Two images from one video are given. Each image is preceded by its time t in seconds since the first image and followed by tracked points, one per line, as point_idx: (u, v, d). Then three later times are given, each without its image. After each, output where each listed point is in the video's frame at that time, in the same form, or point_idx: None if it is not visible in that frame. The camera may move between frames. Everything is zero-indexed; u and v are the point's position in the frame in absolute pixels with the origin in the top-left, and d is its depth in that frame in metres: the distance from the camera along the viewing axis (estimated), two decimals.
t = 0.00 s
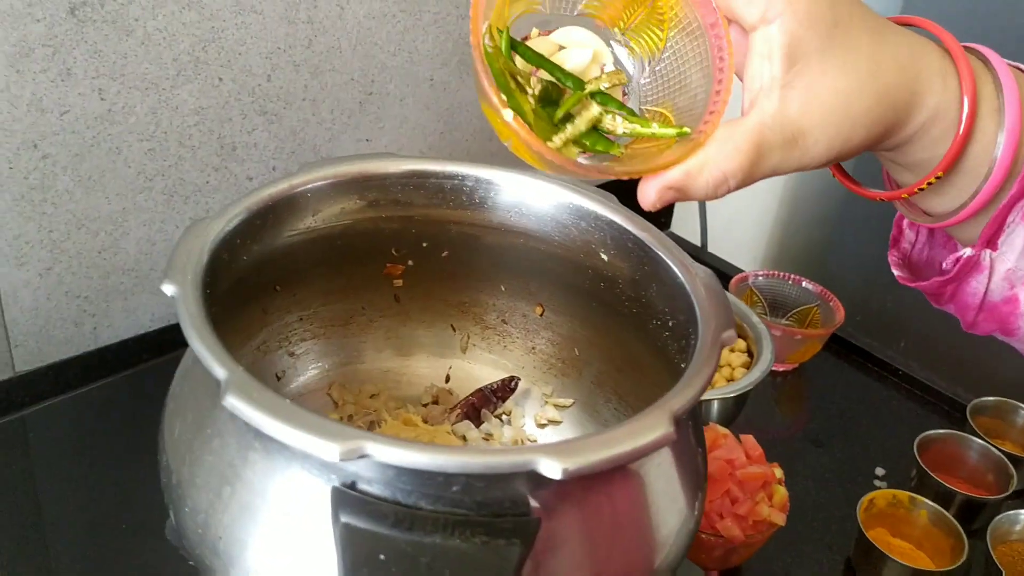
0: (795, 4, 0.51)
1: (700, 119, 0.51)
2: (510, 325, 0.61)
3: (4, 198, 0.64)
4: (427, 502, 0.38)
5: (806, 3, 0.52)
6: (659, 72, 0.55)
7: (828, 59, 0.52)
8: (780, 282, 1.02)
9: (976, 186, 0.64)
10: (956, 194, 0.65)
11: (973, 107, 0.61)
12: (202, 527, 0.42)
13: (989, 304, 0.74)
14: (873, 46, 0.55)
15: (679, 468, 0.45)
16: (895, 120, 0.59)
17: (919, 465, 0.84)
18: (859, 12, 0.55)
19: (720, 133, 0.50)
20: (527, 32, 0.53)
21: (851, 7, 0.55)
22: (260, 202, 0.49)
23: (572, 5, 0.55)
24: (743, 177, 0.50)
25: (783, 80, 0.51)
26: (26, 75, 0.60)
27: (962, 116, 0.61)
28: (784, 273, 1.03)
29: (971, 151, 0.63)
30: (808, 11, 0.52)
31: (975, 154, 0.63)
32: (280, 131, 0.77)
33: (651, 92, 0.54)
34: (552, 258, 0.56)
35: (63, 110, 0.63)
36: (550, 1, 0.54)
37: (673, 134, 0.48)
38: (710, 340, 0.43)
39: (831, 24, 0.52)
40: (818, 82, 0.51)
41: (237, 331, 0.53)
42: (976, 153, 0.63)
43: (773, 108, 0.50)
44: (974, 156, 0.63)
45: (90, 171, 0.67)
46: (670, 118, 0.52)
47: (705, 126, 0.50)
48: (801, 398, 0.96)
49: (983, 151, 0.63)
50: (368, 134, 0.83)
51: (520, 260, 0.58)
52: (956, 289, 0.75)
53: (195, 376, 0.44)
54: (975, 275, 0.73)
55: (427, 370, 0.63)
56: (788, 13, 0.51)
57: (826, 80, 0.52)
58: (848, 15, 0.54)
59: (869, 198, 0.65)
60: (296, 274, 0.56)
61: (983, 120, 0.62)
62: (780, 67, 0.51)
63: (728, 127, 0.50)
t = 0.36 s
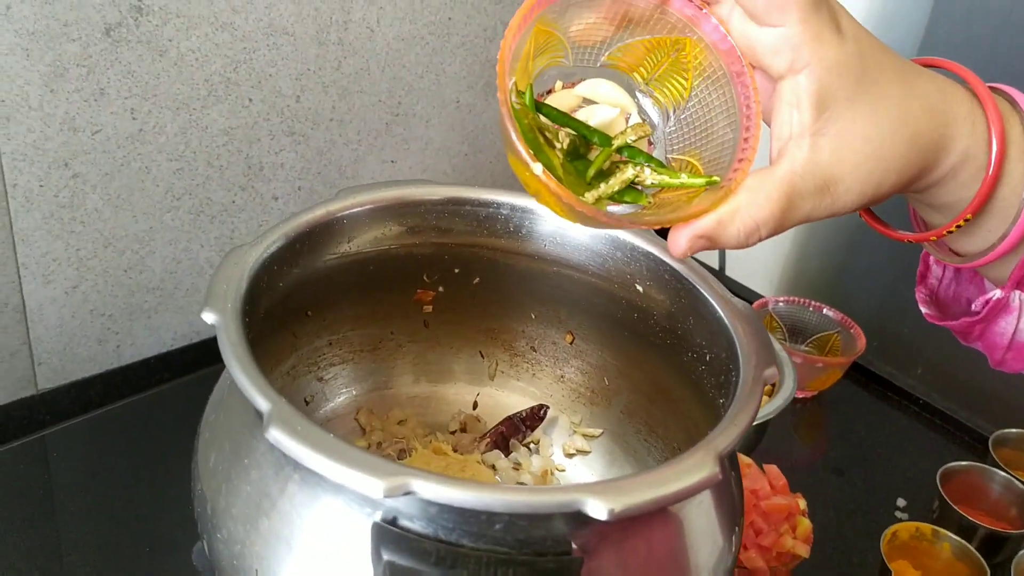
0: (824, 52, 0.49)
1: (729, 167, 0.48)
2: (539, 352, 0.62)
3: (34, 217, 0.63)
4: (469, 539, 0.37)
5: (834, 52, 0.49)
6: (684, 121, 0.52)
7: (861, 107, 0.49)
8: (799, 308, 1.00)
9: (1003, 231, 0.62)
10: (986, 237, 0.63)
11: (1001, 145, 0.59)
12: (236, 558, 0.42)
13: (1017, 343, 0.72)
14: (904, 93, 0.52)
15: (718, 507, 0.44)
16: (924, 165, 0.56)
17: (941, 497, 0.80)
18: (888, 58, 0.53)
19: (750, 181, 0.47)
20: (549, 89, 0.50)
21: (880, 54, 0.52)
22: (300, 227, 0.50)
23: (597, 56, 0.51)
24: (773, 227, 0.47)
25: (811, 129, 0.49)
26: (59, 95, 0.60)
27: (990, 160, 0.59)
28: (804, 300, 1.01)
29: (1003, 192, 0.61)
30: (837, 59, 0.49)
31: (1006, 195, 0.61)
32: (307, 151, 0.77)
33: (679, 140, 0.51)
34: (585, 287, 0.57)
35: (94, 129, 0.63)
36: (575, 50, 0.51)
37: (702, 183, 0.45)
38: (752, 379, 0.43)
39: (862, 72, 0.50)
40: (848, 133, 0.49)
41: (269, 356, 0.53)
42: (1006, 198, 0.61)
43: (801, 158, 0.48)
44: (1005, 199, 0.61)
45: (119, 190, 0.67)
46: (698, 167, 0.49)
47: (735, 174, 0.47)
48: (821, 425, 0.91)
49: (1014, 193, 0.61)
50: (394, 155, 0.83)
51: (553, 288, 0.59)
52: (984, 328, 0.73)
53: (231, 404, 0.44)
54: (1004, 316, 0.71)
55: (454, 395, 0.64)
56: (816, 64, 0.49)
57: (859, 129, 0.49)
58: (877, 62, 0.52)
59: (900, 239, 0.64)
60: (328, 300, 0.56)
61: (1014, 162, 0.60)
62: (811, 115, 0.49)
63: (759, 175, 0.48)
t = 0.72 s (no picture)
0: (820, 59, 0.43)
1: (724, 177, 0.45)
2: (546, 365, 0.62)
3: (39, 224, 0.63)
4: (474, 561, 0.37)
5: (829, 66, 0.43)
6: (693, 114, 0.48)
7: (854, 117, 0.45)
8: (809, 321, 0.99)
9: (1010, 231, 0.58)
10: (993, 233, 0.59)
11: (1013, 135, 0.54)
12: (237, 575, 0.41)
13: None
14: (902, 101, 0.48)
15: (728, 528, 0.43)
16: (924, 174, 0.52)
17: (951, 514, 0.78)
18: (889, 57, 0.48)
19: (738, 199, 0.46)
20: (552, 93, 0.48)
21: (881, 54, 0.47)
22: (306, 239, 0.49)
23: (598, 54, 0.47)
24: (762, 246, 0.46)
25: (801, 142, 0.45)
26: (65, 102, 0.60)
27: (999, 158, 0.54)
28: (813, 313, 1.00)
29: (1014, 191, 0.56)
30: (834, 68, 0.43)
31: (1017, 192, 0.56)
32: (314, 160, 0.76)
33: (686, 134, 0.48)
34: (593, 301, 0.57)
35: (101, 137, 0.63)
36: (573, 54, 0.47)
37: (696, 194, 0.44)
38: (763, 397, 0.42)
39: (861, 79, 0.45)
40: (837, 148, 0.46)
41: (272, 368, 0.52)
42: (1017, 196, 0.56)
43: (791, 172, 0.46)
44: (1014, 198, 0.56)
45: (124, 198, 0.66)
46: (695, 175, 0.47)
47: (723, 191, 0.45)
48: (829, 440, 0.90)
49: None
50: (400, 164, 0.83)
51: (561, 302, 0.58)
52: (991, 328, 0.68)
53: (235, 419, 0.44)
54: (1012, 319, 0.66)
55: (459, 409, 0.64)
56: (807, 74, 0.43)
57: (851, 143, 0.46)
58: (878, 65, 0.46)
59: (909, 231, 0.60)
60: (332, 312, 0.55)
61: None
62: (802, 132, 0.44)
63: (748, 192, 0.46)
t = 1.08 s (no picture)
0: (707, 159, 0.37)
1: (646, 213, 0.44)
2: (546, 366, 0.62)
3: (36, 223, 0.63)
4: (470, 563, 0.36)
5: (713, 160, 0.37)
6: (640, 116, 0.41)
7: (755, 191, 0.40)
8: (812, 322, 0.99)
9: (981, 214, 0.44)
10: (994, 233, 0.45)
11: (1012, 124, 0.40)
12: None
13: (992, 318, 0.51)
14: (810, 162, 0.39)
15: (728, 531, 0.43)
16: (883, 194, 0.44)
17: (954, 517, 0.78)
18: (801, 108, 0.38)
19: (664, 233, 0.45)
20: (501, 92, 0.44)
21: (784, 108, 0.38)
22: (302, 238, 0.49)
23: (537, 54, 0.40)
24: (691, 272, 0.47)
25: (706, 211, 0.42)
26: (63, 100, 0.60)
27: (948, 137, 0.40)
28: (816, 315, 1.00)
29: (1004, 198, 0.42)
30: (719, 167, 0.37)
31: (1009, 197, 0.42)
32: (313, 159, 0.76)
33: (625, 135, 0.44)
34: (593, 301, 0.56)
35: (99, 135, 0.62)
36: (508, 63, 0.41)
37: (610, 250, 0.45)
38: (764, 398, 0.42)
39: (757, 157, 0.38)
40: (750, 212, 0.41)
41: (268, 368, 0.52)
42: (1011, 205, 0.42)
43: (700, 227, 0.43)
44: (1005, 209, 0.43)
45: (122, 198, 0.66)
46: (632, 181, 0.46)
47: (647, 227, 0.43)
48: (832, 442, 0.89)
49: None
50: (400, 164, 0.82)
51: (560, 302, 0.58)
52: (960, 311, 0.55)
53: (230, 419, 0.43)
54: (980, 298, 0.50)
55: (460, 409, 0.64)
56: (693, 171, 0.37)
57: (768, 203, 0.41)
58: (779, 135, 0.38)
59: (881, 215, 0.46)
60: (329, 312, 0.55)
61: None
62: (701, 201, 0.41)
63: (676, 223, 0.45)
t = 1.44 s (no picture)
0: (698, 137, 0.32)
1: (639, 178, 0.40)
2: (545, 365, 0.62)
3: (35, 223, 0.63)
4: (466, 562, 0.36)
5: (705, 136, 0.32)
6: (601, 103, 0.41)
7: (752, 167, 0.35)
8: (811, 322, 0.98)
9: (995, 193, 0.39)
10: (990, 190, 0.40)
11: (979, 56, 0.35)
12: None
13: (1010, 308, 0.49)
14: (817, 136, 0.34)
15: (725, 530, 0.42)
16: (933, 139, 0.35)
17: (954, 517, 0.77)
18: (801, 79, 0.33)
19: (658, 194, 0.39)
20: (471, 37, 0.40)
21: (786, 78, 0.33)
22: (300, 238, 0.49)
23: None
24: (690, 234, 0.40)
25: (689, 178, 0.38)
26: (61, 100, 0.60)
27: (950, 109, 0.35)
28: (816, 314, 1.00)
29: (973, 144, 0.37)
30: (710, 144, 0.33)
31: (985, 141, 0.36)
32: (312, 159, 0.76)
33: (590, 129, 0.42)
34: (591, 301, 0.56)
35: (97, 135, 0.62)
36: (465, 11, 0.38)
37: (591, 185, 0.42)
38: (761, 397, 0.42)
39: (755, 131, 0.33)
40: (749, 186, 0.36)
41: (267, 368, 0.52)
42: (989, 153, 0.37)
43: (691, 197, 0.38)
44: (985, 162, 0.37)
45: (121, 197, 0.66)
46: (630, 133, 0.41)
47: (640, 186, 0.40)
48: (833, 442, 0.89)
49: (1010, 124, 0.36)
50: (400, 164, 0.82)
51: (559, 301, 0.58)
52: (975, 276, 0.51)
53: (228, 419, 0.43)
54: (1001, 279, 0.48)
55: (459, 409, 0.64)
56: (680, 149, 0.33)
57: (771, 177, 0.36)
58: (779, 112, 0.33)
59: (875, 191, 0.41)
60: (328, 312, 0.55)
61: (995, 80, 0.35)
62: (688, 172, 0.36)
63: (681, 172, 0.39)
